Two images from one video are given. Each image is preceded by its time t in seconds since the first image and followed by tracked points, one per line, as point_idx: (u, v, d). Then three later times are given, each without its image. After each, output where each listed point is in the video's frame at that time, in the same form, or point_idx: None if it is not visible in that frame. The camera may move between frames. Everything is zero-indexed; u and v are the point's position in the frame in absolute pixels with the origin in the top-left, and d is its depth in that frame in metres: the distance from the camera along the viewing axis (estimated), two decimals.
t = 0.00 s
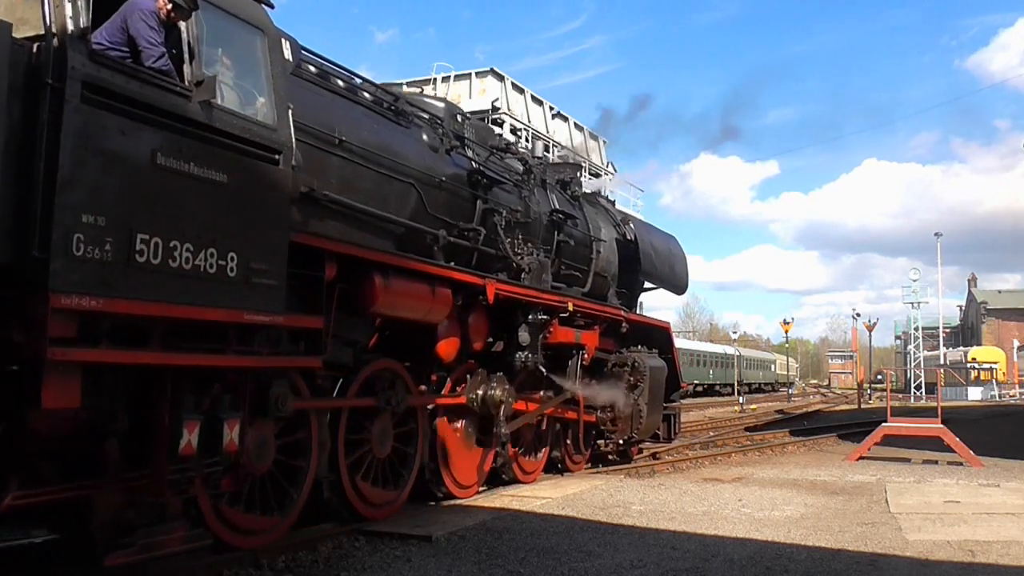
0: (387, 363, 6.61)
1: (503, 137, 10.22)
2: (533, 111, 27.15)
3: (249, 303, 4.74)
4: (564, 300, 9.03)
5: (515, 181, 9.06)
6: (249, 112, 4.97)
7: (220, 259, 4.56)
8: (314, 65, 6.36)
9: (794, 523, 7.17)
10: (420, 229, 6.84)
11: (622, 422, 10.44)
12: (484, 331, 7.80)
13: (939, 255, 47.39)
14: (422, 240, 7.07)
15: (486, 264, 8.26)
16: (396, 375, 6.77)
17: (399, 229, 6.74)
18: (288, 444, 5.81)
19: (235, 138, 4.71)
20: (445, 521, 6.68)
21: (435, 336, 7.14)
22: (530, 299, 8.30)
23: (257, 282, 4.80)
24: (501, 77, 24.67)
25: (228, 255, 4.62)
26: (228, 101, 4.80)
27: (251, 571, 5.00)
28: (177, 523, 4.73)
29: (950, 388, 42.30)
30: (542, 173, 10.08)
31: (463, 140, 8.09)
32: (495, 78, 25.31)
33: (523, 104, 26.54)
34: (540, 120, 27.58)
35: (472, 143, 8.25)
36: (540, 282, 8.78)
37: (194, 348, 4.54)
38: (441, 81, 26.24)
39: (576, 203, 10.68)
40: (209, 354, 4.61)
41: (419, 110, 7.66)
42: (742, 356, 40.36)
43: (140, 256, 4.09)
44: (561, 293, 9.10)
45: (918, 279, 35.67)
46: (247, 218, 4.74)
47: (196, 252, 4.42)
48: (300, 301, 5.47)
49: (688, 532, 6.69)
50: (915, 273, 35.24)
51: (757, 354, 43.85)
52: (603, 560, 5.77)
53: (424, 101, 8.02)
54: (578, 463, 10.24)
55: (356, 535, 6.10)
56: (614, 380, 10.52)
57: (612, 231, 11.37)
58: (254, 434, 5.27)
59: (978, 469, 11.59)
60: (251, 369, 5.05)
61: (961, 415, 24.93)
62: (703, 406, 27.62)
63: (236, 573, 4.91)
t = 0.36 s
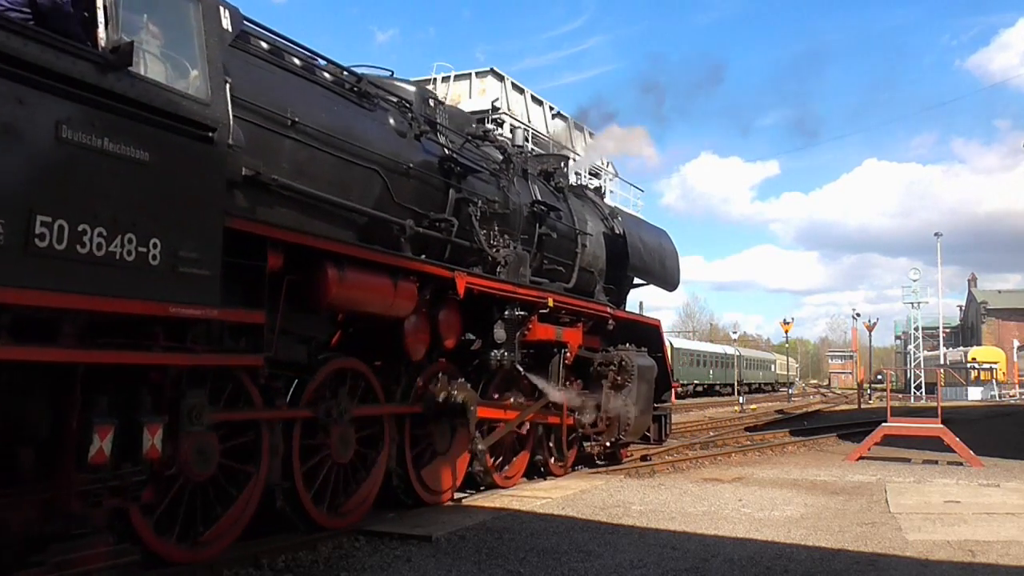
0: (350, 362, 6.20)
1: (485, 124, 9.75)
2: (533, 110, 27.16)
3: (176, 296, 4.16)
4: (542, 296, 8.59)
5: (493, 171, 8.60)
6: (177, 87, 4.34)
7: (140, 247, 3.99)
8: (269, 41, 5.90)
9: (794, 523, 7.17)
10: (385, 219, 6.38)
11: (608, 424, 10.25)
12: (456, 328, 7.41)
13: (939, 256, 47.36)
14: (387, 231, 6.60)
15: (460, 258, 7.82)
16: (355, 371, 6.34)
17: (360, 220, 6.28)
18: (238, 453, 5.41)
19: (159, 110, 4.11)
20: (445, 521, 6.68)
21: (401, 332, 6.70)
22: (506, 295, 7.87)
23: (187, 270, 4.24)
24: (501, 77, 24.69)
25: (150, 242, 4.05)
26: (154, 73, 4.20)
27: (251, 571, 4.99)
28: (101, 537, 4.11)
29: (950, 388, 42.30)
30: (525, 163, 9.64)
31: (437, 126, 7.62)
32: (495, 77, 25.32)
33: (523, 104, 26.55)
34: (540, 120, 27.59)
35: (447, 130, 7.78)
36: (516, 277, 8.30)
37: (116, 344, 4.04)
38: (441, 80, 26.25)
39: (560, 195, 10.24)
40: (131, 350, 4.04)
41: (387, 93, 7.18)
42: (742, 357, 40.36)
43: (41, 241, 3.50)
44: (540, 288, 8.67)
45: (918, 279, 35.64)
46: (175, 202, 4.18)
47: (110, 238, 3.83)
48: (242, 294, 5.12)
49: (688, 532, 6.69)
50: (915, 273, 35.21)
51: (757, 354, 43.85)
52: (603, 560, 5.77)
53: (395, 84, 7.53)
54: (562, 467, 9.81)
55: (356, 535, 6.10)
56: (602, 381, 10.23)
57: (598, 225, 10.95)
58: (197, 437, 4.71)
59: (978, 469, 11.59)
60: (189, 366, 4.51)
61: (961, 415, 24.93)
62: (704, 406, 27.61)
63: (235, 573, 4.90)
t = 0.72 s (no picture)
0: (306, 361, 5.67)
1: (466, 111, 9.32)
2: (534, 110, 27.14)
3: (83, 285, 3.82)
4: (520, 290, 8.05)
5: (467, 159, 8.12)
6: (91, 53, 4.00)
7: (41, 230, 3.65)
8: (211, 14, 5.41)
9: (794, 523, 7.17)
10: (342, 206, 5.92)
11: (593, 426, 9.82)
12: (423, 325, 6.81)
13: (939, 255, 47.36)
14: (346, 220, 6.13)
15: (431, 250, 7.34)
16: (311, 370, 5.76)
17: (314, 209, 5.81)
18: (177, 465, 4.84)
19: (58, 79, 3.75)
20: (445, 521, 6.68)
21: (363, 328, 6.11)
22: (480, 289, 7.39)
23: (98, 255, 3.90)
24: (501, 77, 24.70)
25: (53, 224, 3.70)
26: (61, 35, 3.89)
27: (251, 571, 4.99)
28: (8, 553, 3.69)
29: (950, 388, 42.29)
30: (506, 152, 9.17)
31: (405, 110, 7.13)
32: (495, 77, 25.30)
33: (522, 103, 26.54)
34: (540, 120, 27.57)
35: (416, 114, 7.30)
36: (491, 270, 7.81)
37: (20, 340, 3.65)
38: (441, 80, 26.23)
39: (541, 186, 9.78)
40: (36, 344, 3.69)
41: (349, 74, 6.70)
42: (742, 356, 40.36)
43: None
44: (520, 282, 8.14)
45: (918, 279, 35.60)
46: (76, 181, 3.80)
47: (3, 219, 3.48)
48: (176, 287, 4.59)
49: (688, 533, 6.68)
50: (915, 273, 35.13)
51: (757, 354, 43.84)
52: (603, 560, 5.77)
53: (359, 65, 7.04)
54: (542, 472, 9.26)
55: (357, 535, 6.10)
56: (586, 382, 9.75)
57: (584, 216, 10.49)
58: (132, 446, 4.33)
59: (978, 469, 11.59)
60: (108, 364, 4.10)
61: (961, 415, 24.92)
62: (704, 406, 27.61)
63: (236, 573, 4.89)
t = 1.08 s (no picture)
0: (258, 359, 5.08)
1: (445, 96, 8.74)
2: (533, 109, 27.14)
3: None
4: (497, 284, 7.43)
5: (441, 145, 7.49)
6: None
7: None
8: None
9: (794, 523, 7.17)
10: (294, 191, 5.30)
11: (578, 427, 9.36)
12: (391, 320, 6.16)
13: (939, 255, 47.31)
14: (299, 207, 5.51)
15: (399, 242, 6.71)
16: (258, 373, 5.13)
17: (262, 195, 5.22)
18: (108, 475, 4.35)
19: None
20: (445, 521, 6.67)
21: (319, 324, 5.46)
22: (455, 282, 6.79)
23: None
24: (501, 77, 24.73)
25: None
26: None
27: (251, 571, 4.97)
28: None
29: (950, 388, 42.29)
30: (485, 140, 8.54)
31: (370, 91, 6.49)
32: (495, 77, 25.33)
33: (522, 103, 26.56)
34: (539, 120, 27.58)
35: (385, 97, 6.66)
36: (466, 263, 7.20)
37: None
38: (441, 80, 26.24)
39: (523, 177, 9.18)
40: None
41: (307, 51, 6.04)
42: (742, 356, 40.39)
43: None
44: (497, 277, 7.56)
45: (917, 279, 35.55)
46: None
47: None
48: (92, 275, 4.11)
49: (688, 533, 6.68)
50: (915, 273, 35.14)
51: (756, 354, 43.87)
52: (603, 560, 5.77)
53: (322, 44, 6.45)
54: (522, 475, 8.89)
55: (356, 535, 6.09)
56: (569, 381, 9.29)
57: (568, 209, 9.91)
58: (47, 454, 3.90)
59: (978, 469, 11.60)
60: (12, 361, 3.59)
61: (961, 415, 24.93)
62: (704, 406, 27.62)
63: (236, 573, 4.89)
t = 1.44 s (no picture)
0: (202, 356, 4.57)
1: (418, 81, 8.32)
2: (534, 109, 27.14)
3: None
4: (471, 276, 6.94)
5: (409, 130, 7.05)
6: None
7: None
8: None
9: (794, 523, 7.17)
10: (239, 174, 4.88)
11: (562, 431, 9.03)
12: (353, 314, 5.66)
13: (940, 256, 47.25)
14: (246, 191, 5.09)
15: (359, 231, 6.28)
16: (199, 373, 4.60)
17: (203, 178, 4.81)
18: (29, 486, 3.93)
19: None
20: (445, 521, 6.68)
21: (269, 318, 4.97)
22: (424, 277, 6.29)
23: None
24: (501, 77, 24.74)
25: None
26: None
27: (251, 570, 4.98)
28: None
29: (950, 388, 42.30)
30: (459, 127, 8.12)
31: (330, 70, 6.06)
32: (496, 77, 25.35)
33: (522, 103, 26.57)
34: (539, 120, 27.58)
35: (347, 77, 6.23)
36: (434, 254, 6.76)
37: None
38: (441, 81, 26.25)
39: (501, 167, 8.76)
40: None
41: (259, 26, 5.62)
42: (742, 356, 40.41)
43: None
44: (470, 270, 7.04)
45: (917, 279, 35.53)
46: None
47: None
48: None
49: (688, 533, 6.68)
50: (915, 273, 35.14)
51: (756, 354, 43.88)
52: (603, 560, 5.77)
53: (279, 19, 6.04)
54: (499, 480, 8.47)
55: (356, 535, 6.09)
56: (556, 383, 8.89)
57: (550, 201, 9.49)
58: None
59: (978, 469, 11.60)
60: None
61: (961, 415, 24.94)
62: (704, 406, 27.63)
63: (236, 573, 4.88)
